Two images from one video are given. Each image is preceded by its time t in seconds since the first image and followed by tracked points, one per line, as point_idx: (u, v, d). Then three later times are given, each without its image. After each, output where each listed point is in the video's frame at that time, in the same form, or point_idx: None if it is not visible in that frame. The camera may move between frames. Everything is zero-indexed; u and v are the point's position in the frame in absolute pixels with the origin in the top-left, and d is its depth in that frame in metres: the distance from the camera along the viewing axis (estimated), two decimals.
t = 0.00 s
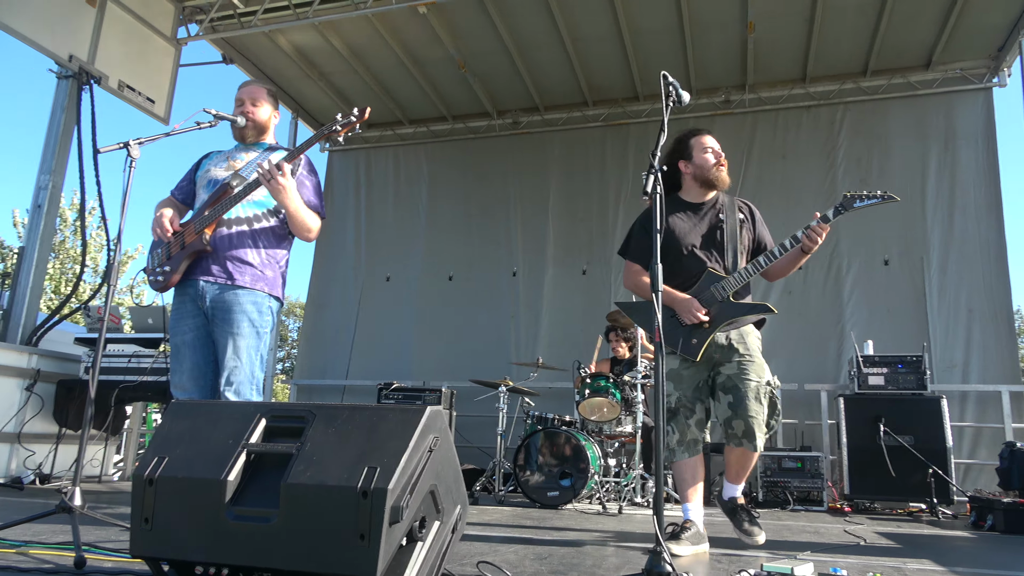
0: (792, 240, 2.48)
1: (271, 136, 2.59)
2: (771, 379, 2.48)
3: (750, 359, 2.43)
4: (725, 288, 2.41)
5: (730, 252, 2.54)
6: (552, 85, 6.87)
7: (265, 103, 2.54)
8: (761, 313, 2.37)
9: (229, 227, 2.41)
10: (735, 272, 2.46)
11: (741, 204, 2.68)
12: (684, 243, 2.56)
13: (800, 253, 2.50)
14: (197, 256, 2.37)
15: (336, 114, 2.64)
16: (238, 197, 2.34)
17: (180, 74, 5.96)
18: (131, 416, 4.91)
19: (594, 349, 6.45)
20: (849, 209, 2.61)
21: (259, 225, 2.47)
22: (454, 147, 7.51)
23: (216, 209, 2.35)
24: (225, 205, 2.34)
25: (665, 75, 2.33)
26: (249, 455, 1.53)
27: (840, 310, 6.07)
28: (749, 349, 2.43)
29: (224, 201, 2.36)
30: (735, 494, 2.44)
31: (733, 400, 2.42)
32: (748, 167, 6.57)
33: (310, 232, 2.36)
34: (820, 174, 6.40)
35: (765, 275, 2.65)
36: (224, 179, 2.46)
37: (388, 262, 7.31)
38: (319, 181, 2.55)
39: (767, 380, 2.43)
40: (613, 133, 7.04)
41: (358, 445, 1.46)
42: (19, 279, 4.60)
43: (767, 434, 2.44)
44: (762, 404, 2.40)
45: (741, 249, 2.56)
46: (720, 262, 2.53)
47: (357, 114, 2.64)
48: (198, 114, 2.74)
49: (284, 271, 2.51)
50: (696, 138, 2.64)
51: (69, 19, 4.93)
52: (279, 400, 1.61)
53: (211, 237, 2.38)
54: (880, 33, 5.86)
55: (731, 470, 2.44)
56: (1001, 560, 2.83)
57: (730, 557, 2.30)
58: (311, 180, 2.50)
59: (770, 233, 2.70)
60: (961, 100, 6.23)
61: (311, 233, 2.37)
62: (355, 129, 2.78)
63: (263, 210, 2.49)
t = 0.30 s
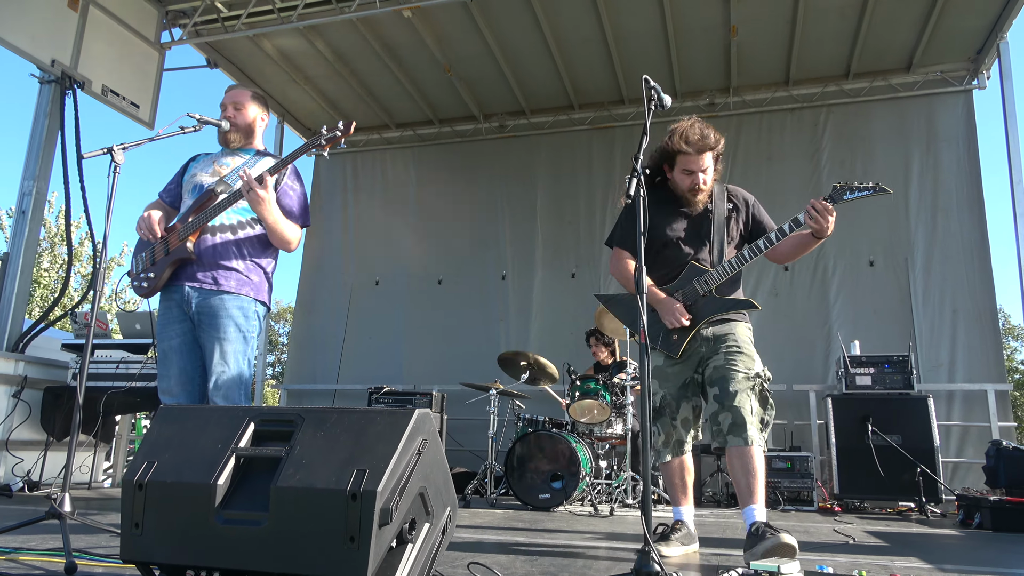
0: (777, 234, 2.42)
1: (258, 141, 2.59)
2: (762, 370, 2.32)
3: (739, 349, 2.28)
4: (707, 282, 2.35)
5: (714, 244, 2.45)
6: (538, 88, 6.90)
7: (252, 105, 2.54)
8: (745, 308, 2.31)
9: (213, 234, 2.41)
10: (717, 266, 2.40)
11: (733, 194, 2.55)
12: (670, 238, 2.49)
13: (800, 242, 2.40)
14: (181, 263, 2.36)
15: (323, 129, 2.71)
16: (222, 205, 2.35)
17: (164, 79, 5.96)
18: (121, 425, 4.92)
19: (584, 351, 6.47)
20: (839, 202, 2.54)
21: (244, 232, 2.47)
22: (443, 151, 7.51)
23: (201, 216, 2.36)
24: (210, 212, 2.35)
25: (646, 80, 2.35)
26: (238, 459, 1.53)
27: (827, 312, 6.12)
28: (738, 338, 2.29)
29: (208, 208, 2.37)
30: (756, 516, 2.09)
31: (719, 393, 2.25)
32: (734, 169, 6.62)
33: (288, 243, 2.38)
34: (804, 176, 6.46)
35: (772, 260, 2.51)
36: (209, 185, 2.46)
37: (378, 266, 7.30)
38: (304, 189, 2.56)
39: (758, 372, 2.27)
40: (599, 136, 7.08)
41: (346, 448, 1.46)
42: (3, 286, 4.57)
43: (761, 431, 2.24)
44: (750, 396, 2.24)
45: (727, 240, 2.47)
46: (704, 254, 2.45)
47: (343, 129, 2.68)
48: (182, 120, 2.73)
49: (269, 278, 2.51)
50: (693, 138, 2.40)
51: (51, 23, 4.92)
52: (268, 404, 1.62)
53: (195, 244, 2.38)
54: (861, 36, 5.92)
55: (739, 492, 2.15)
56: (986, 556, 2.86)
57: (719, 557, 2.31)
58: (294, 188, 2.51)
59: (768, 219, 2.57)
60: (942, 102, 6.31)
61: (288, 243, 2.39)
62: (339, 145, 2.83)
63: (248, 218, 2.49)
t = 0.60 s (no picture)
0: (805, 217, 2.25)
1: (263, 150, 2.62)
2: (786, 368, 2.17)
3: (758, 345, 2.15)
4: (723, 265, 2.22)
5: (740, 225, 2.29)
6: (541, 93, 6.92)
7: (258, 114, 2.58)
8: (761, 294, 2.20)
9: (218, 242, 2.44)
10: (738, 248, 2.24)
11: (772, 178, 2.38)
12: (696, 218, 2.37)
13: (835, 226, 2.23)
14: (186, 271, 2.39)
15: (327, 138, 2.74)
16: (227, 213, 2.39)
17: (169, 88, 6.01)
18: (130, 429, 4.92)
19: (589, 354, 6.48)
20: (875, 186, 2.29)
21: (248, 240, 2.50)
22: (446, 156, 7.54)
23: (205, 225, 2.39)
24: (214, 220, 2.39)
25: (644, 83, 2.37)
26: (242, 463, 1.55)
27: (833, 312, 6.11)
28: (759, 332, 2.15)
29: (213, 216, 2.41)
30: (759, 530, 2.03)
31: (732, 392, 2.16)
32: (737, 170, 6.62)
33: (292, 253, 2.41)
34: (808, 176, 6.45)
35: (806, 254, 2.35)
36: (214, 194, 2.49)
37: (383, 271, 7.33)
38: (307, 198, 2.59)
39: (780, 370, 2.13)
40: (602, 140, 7.10)
41: (349, 451, 1.48)
42: (13, 295, 4.61)
43: (778, 435, 2.13)
44: (769, 397, 2.13)
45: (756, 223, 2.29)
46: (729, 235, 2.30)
47: (346, 138, 2.72)
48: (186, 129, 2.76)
49: (273, 285, 2.54)
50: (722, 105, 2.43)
51: (57, 35, 4.98)
52: (272, 408, 1.63)
53: (200, 252, 2.41)
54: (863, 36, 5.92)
55: (747, 503, 2.08)
56: (993, 555, 2.85)
57: (723, 558, 2.32)
58: (298, 197, 2.54)
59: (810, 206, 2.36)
60: (945, 101, 6.29)
61: (292, 253, 2.41)
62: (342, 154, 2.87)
63: (252, 226, 2.52)
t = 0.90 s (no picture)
0: (796, 215, 2.16)
1: (257, 158, 2.62)
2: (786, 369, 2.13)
3: (756, 344, 2.14)
4: (717, 262, 2.26)
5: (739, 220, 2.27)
6: (536, 97, 6.94)
7: (250, 121, 2.59)
8: (744, 295, 2.16)
9: (215, 251, 2.44)
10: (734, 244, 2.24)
11: (787, 167, 2.31)
12: (705, 209, 2.38)
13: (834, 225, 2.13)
14: (183, 281, 2.40)
15: (320, 143, 2.74)
16: (223, 222, 2.40)
17: (165, 97, 6.03)
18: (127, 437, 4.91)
19: (588, 358, 6.48)
20: (868, 185, 2.17)
21: (245, 249, 2.50)
22: (443, 161, 7.56)
23: (202, 234, 2.40)
24: (210, 229, 2.39)
25: (634, 86, 2.39)
26: (237, 471, 1.56)
27: (830, 311, 6.12)
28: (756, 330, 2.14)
29: (208, 226, 2.42)
30: (755, 530, 2.03)
31: (730, 392, 2.16)
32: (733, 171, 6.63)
33: (287, 258, 2.42)
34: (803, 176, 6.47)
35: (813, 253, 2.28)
36: (209, 203, 2.49)
37: (381, 277, 7.34)
38: (302, 205, 2.59)
39: (779, 370, 2.10)
40: (598, 143, 7.11)
41: (343, 456, 1.49)
42: (9, 306, 4.61)
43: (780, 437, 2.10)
44: (768, 397, 2.11)
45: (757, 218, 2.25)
46: (730, 230, 2.30)
47: (338, 142, 2.73)
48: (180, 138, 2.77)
49: (271, 294, 2.54)
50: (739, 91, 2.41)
51: (52, 46, 4.99)
52: (266, 416, 1.64)
53: (197, 261, 2.41)
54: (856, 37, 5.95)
55: (743, 504, 2.08)
56: (991, 553, 2.85)
57: (721, 559, 2.32)
58: (293, 204, 2.54)
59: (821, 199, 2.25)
60: (939, 99, 6.32)
61: (287, 258, 2.42)
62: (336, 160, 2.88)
63: (249, 234, 2.52)
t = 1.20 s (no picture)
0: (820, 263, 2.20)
1: (267, 160, 2.63)
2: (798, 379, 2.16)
3: (767, 357, 2.15)
4: (734, 295, 2.23)
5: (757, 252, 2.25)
6: (542, 100, 6.95)
7: (261, 123, 2.60)
8: (761, 328, 2.19)
9: (224, 253, 2.45)
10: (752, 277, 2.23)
11: (804, 188, 2.29)
12: (722, 229, 2.33)
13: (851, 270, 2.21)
14: (192, 283, 2.41)
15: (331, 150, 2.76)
16: (233, 226, 2.42)
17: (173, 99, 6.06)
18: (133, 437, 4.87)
19: (593, 361, 6.47)
20: (895, 246, 2.22)
21: (254, 252, 2.50)
22: (449, 164, 7.57)
23: (212, 237, 2.41)
24: (220, 233, 2.41)
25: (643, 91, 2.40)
26: (245, 471, 1.56)
27: (836, 317, 6.10)
28: (767, 345, 2.15)
29: (218, 229, 2.43)
30: (763, 537, 2.02)
31: (744, 405, 2.16)
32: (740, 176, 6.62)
33: (298, 262, 2.44)
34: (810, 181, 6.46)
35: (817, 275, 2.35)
36: (219, 205, 2.50)
37: (386, 279, 7.35)
38: (311, 208, 2.60)
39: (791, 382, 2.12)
40: (604, 147, 7.12)
41: (351, 458, 1.49)
42: (17, 305, 4.63)
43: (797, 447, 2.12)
44: (782, 406, 2.11)
45: (774, 249, 2.24)
46: (747, 257, 2.27)
47: (350, 151, 2.76)
48: (190, 140, 2.79)
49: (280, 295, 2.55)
50: (768, 101, 2.40)
51: (62, 46, 5.02)
52: (274, 417, 1.64)
53: (206, 264, 2.42)
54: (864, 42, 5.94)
55: (753, 509, 2.07)
56: (997, 561, 2.84)
57: (726, 565, 2.32)
58: (303, 208, 2.55)
59: (834, 231, 2.28)
60: (947, 105, 6.30)
61: (298, 263, 2.44)
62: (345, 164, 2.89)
63: (258, 237, 2.53)
